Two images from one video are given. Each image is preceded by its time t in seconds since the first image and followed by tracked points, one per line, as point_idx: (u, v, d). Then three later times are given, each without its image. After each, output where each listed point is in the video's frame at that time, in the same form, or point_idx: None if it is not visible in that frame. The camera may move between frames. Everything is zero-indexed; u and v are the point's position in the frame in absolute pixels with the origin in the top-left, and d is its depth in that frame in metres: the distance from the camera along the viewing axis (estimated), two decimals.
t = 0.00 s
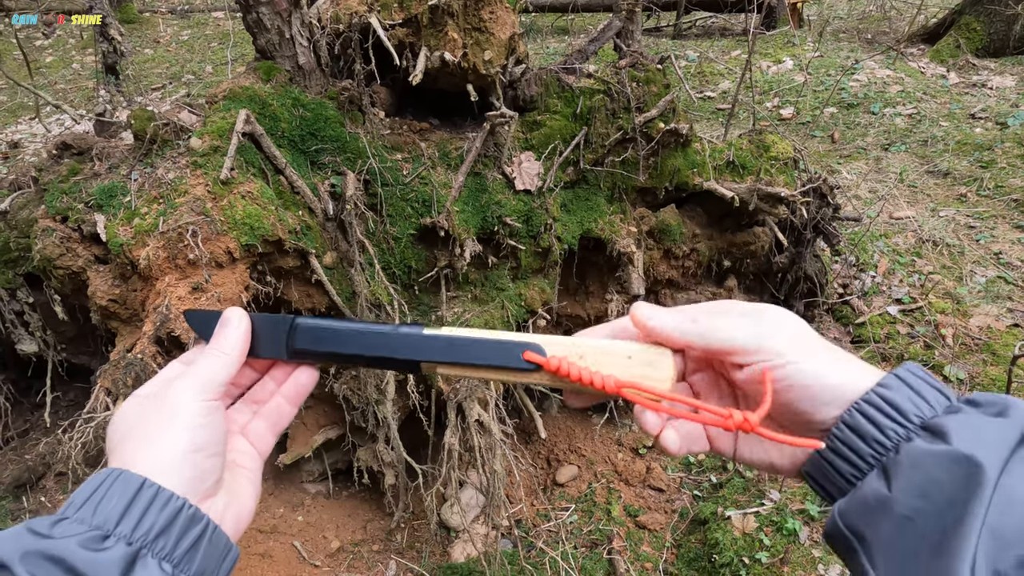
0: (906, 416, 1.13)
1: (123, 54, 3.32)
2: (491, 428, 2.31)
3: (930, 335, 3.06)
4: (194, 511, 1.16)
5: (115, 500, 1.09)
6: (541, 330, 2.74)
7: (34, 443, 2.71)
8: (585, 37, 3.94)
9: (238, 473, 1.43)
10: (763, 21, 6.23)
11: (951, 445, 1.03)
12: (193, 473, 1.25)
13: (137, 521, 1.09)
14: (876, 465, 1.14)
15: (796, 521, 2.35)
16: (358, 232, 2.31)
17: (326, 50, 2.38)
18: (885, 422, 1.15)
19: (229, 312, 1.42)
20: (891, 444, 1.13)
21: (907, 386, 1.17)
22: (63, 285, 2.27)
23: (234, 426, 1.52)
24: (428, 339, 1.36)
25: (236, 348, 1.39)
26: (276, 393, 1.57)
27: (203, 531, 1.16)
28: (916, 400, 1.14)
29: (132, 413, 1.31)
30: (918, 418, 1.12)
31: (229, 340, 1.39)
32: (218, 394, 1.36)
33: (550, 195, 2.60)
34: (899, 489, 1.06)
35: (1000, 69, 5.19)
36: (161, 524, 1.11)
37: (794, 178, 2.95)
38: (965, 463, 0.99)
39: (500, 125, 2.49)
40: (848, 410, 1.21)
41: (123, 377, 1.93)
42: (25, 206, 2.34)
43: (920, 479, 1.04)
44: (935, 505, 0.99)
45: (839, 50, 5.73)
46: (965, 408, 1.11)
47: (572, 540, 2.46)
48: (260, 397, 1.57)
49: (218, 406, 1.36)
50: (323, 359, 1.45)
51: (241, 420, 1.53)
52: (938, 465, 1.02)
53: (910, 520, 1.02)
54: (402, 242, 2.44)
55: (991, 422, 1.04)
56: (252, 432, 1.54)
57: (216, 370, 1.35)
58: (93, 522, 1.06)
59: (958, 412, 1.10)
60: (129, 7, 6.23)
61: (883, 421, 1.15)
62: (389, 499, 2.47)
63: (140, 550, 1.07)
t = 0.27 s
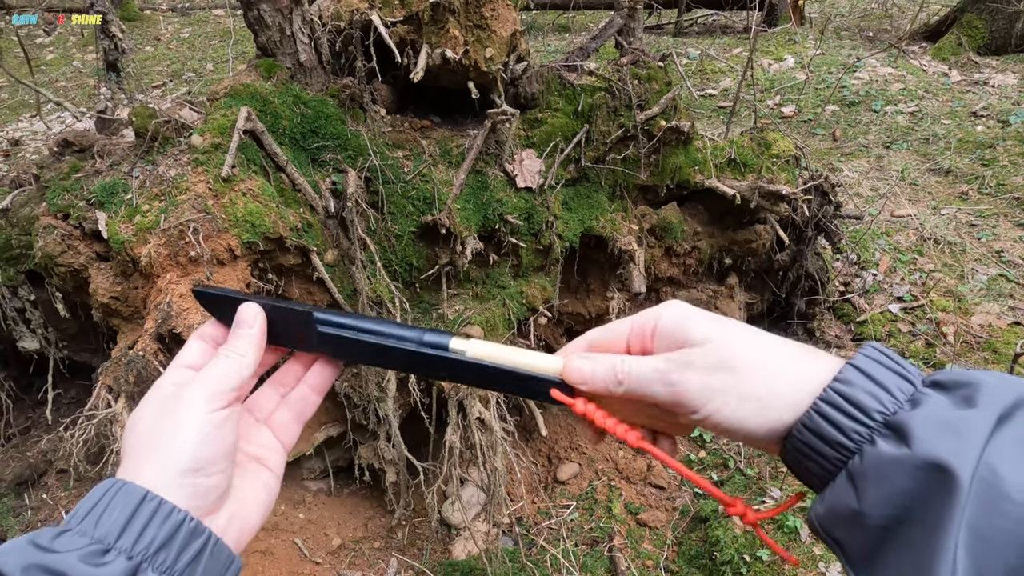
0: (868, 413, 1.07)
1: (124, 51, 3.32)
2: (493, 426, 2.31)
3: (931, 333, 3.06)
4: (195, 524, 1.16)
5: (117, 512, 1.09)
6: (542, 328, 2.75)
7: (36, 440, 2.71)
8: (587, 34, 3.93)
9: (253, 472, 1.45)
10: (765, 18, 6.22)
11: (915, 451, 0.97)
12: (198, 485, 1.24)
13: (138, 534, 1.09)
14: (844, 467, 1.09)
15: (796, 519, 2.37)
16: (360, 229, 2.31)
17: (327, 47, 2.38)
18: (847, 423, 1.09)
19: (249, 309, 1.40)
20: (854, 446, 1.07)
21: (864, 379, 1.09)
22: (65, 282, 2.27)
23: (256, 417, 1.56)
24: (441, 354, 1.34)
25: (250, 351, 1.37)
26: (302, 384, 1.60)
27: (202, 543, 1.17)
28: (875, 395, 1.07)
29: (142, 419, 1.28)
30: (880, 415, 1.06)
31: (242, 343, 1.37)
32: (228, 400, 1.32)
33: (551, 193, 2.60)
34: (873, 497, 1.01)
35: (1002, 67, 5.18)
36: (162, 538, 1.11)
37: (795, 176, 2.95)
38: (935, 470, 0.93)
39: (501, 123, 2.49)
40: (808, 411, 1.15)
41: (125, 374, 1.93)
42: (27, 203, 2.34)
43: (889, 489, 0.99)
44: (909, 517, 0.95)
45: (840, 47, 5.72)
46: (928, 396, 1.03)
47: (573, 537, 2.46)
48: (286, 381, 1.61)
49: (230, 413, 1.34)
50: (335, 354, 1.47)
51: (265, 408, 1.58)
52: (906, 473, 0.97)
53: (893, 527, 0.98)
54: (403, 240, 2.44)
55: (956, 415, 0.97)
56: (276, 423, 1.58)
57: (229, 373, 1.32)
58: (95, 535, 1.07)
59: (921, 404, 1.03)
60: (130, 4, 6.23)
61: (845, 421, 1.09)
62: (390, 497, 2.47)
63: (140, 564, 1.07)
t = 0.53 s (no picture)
0: (863, 420, 1.03)
1: (124, 49, 3.32)
2: (494, 424, 2.32)
3: (932, 331, 3.06)
4: (167, 534, 1.17)
5: (86, 524, 1.10)
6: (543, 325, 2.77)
7: (37, 438, 2.71)
8: (588, 32, 3.93)
9: (230, 481, 1.43)
10: (765, 16, 6.21)
11: (909, 460, 0.94)
12: (166, 503, 1.23)
13: (108, 546, 1.09)
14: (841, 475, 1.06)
15: (797, 517, 2.37)
16: (360, 227, 2.31)
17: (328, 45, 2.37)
18: (841, 430, 1.05)
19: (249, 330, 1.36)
20: (850, 454, 1.04)
21: (859, 385, 1.06)
22: (66, 280, 2.27)
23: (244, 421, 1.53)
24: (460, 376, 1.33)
25: (232, 361, 1.32)
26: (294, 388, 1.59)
27: (174, 553, 1.17)
28: (871, 401, 1.04)
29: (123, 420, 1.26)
30: (876, 422, 1.02)
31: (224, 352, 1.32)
32: (200, 413, 1.27)
33: (552, 191, 2.60)
34: (868, 503, 0.99)
35: (1003, 65, 5.18)
36: (133, 548, 1.12)
37: (796, 174, 2.95)
38: (930, 480, 0.91)
39: (502, 121, 2.49)
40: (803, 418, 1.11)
41: (126, 372, 1.93)
42: (28, 201, 2.37)
43: (886, 497, 0.96)
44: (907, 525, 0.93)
45: (841, 45, 5.71)
46: (925, 401, 1.00)
47: (574, 535, 2.46)
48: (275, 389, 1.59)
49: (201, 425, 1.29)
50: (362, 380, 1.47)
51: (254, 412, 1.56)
52: (901, 482, 0.94)
53: (892, 533, 0.97)
54: (404, 237, 2.44)
55: (952, 422, 0.93)
56: (263, 429, 1.55)
57: (201, 386, 1.26)
58: (64, 546, 1.07)
59: (916, 410, 0.99)
60: (130, 2, 6.22)
61: (840, 428, 1.05)
62: (391, 495, 2.47)
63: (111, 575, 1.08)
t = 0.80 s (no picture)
0: (851, 435, 1.00)
1: (125, 48, 3.32)
2: (495, 423, 2.32)
3: (933, 331, 3.06)
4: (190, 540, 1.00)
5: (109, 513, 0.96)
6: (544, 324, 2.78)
7: (38, 437, 2.71)
8: (589, 31, 3.92)
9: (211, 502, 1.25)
10: (766, 16, 6.20)
11: (898, 477, 0.91)
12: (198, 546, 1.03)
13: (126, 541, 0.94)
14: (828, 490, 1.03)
15: (798, 516, 2.37)
16: (361, 226, 2.31)
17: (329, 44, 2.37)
18: (830, 445, 1.02)
19: (358, 415, 1.13)
20: (838, 468, 1.01)
21: (847, 400, 1.02)
22: (67, 279, 2.27)
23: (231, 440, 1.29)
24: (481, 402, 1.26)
25: (326, 455, 1.09)
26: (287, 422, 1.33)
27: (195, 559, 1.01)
28: (859, 415, 1.01)
29: (191, 411, 1.07)
30: (864, 437, 0.99)
31: (324, 432, 1.09)
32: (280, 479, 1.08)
33: (553, 190, 2.60)
34: (857, 516, 0.96)
35: (1004, 65, 5.17)
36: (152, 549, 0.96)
37: (798, 173, 2.94)
38: (919, 498, 0.88)
39: (503, 120, 2.48)
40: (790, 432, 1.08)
41: (127, 370, 1.93)
42: (29, 200, 2.37)
43: (875, 514, 0.94)
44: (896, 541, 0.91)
45: (842, 45, 5.71)
46: (912, 416, 0.97)
47: (575, 534, 2.46)
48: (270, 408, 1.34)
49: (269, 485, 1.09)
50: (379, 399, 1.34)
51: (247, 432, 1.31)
52: (890, 499, 0.92)
53: (881, 547, 0.94)
54: (405, 237, 2.44)
55: (939, 438, 0.91)
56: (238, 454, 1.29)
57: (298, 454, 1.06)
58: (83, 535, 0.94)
59: (905, 424, 0.96)
60: (131, 2, 6.22)
61: (828, 443, 1.02)
62: (392, 494, 2.48)
63: None
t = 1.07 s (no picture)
0: (799, 458, 1.01)
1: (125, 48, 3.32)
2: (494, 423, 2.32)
3: (933, 331, 3.06)
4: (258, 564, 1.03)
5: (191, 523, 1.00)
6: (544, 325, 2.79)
7: (37, 437, 2.71)
8: (589, 32, 3.93)
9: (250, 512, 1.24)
10: (766, 16, 6.21)
11: (842, 500, 0.92)
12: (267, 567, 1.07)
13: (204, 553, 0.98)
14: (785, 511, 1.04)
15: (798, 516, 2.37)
16: (361, 226, 2.31)
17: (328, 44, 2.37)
18: (781, 468, 1.02)
19: (422, 453, 1.17)
20: (791, 491, 1.02)
21: (795, 422, 1.03)
22: (67, 279, 2.27)
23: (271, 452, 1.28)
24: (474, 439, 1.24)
25: (392, 492, 1.13)
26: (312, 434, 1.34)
27: None
28: (807, 437, 1.01)
29: (289, 449, 1.08)
30: (812, 459, 1.00)
31: (393, 473, 1.13)
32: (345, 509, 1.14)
33: (552, 190, 2.60)
34: (810, 539, 0.97)
35: (1004, 65, 5.17)
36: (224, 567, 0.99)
37: (797, 173, 2.95)
38: (862, 520, 0.89)
39: (503, 120, 2.48)
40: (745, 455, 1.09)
41: (126, 370, 1.93)
42: (29, 200, 2.38)
43: (828, 536, 0.95)
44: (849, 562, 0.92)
45: (842, 45, 5.72)
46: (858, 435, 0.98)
47: (575, 535, 2.46)
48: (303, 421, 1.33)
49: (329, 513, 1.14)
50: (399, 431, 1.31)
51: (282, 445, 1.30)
52: (838, 521, 0.93)
53: (836, 567, 0.95)
54: (404, 237, 2.44)
55: (880, 458, 0.92)
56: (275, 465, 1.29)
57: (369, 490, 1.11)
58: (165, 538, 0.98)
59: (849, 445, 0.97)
60: (131, 3, 6.22)
61: (779, 466, 1.03)
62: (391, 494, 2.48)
63: None
